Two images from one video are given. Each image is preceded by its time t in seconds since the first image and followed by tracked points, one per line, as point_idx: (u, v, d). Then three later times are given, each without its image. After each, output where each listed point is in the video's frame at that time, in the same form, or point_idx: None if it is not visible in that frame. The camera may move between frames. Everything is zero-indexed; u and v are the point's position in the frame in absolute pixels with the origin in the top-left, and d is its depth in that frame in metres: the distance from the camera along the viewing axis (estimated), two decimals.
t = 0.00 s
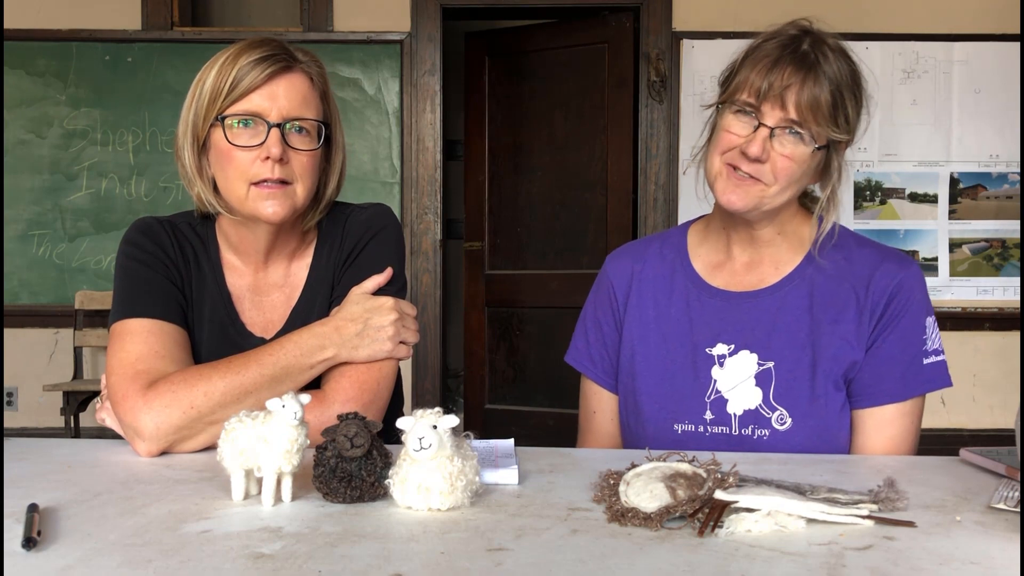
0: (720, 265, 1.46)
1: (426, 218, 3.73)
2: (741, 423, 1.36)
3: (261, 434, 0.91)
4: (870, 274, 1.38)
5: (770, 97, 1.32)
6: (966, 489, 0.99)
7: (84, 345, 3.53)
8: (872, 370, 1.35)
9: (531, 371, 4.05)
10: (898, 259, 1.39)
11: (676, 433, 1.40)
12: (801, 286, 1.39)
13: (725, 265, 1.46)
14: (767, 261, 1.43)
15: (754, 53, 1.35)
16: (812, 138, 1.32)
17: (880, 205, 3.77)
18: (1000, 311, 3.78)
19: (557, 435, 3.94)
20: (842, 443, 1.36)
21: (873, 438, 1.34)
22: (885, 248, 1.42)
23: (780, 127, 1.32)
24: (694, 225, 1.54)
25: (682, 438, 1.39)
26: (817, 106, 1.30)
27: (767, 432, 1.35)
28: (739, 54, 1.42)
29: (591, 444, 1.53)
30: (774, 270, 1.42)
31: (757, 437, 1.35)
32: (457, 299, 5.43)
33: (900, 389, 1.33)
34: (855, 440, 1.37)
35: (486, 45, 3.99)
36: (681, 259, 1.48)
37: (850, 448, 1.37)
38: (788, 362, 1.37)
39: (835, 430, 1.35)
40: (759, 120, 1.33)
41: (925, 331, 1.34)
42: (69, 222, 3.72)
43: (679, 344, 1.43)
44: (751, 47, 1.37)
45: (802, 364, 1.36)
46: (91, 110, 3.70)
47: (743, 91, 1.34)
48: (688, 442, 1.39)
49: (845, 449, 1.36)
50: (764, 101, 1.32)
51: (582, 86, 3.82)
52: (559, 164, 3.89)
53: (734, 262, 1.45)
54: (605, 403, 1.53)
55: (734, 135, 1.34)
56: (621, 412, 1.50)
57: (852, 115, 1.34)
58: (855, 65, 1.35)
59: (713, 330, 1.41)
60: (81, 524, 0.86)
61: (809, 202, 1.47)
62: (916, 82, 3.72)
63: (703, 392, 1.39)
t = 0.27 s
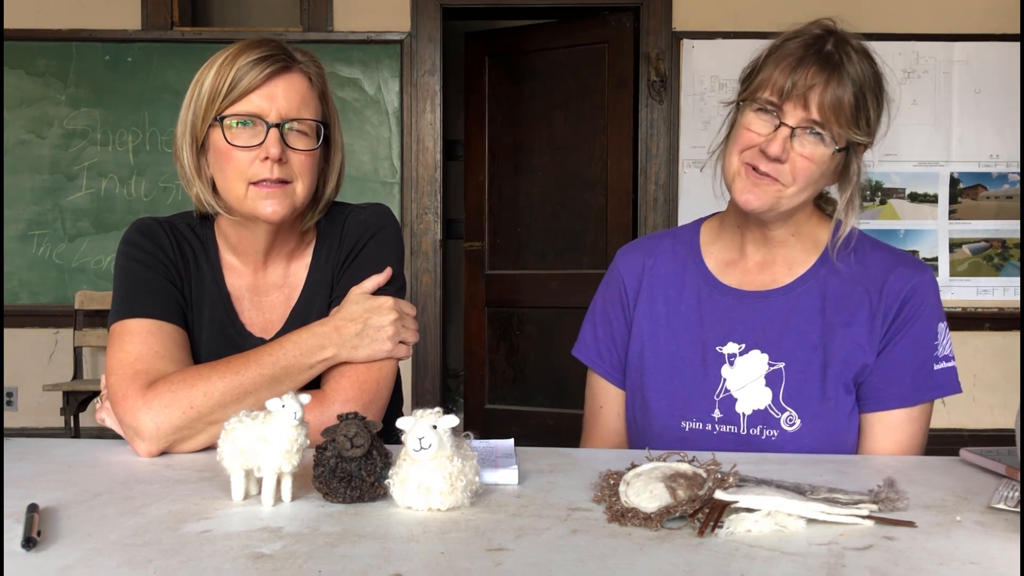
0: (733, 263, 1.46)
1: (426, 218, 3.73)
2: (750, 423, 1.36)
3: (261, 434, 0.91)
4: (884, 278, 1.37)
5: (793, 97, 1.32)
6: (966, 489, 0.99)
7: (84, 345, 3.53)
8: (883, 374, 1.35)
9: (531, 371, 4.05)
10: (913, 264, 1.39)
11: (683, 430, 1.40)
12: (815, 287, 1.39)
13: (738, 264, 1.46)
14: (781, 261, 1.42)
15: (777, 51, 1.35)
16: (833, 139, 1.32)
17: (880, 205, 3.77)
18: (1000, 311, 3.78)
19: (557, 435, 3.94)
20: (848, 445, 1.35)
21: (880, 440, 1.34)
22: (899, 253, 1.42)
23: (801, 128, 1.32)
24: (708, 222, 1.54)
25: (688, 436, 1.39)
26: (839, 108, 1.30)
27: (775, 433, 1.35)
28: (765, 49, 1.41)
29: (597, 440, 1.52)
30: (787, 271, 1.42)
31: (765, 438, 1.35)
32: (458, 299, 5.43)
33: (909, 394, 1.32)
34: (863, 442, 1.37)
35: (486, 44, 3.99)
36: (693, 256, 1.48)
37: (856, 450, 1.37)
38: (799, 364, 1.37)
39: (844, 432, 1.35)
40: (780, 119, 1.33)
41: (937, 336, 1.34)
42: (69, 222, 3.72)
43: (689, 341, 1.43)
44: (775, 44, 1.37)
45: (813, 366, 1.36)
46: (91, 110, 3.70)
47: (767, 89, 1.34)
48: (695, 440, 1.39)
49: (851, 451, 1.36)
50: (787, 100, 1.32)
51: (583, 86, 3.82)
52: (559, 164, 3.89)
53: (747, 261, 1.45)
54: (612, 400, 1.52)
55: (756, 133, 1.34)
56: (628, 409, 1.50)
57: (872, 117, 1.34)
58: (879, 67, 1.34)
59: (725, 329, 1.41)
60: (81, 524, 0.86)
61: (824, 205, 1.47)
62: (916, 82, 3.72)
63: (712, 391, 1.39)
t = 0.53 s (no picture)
0: (735, 263, 1.46)
1: (426, 218, 3.73)
2: (751, 423, 1.35)
3: (261, 434, 0.91)
4: (887, 279, 1.37)
5: (796, 99, 1.32)
6: (966, 489, 0.99)
7: (85, 345, 3.53)
8: (884, 375, 1.35)
9: (531, 371, 4.05)
10: (915, 265, 1.39)
11: (683, 430, 1.40)
12: (817, 287, 1.40)
13: (740, 264, 1.46)
14: (782, 260, 1.43)
15: (781, 51, 1.34)
16: (835, 140, 1.32)
17: (880, 205, 3.77)
18: (1000, 311, 3.78)
19: (557, 435, 3.94)
20: (850, 446, 1.35)
21: (882, 441, 1.34)
22: (901, 253, 1.42)
23: (804, 129, 1.32)
24: (711, 221, 1.54)
25: (690, 436, 1.39)
26: (842, 109, 1.30)
27: (776, 433, 1.35)
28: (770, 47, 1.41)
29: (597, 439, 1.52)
30: (789, 271, 1.42)
31: (766, 438, 1.35)
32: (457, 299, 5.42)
33: (911, 395, 1.32)
34: (864, 443, 1.37)
35: (486, 45, 3.99)
36: (696, 256, 1.48)
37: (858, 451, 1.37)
38: (801, 364, 1.37)
39: (845, 433, 1.35)
40: (783, 120, 1.33)
41: (939, 337, 1.34)
42: (69, 222, 3.72)
43: (690, 340, 1.43)
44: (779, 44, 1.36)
45: (814, 367, 1.36)
46: (91, 110, 3.70)
47: (769, 90, 1.34)
48: (696, 440, 1.39)
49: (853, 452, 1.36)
50: (789, 102, 1.32)
51: (583, 86, 3.82)
52: (560, 164, 3.89)
53: (749, 261, 1.45)
54: (613, 400, 1.52)
55: (758, 134, 1.34)
56: (629, 409, 1.50)
57: (875, 118, 1.33)
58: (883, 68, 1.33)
59: (727, 329, 1.41)
60: (81, 524, 0.86)
61: (826, 204, 1.47)
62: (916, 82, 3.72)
63: (714, 391, 1.39)
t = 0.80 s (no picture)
0: (722, 265, 1.46)
1: (426, 218, 3.73)
2: (743, 424, 1.36)
3: (261, 434, 0.91)
4: (873, 275, 1.38)
5: (773, 99, 1.32)
6: (966, 489, 0.99)
7: (85, 345, 3.53)
8: (874, 371, 1.35)
9: (531, 371, 4.05)
10: (901, 260, 1.39)
11: (677, 433, 1.40)
12: (804, 286, 1.39)
13: (727, 265, 1.46)
14: (769, 261, 1.43)
15: (757, 52, 1.34)
16: (815, 139, 1.32)
17: (880, 205, 3.77)
18: (1000, 311, 3.78)
19: (557, 435, 3.94)
20: (843, 444, 1.36)
21: (875, 437, 1.34)
22: (886, 249, 1.42)
23: (783, 129, 1.32)
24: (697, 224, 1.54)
25: (684, 439, 1.39)
26: (820, 108, 1.30)
27: (769, 433, 1.35)
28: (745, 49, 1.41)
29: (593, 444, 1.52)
30: (776, 271, 1.42)
31: (759, 438, 1.35)
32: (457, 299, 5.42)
33: (901, 390, 1.33)
34: (857, 440, 1.37)
35: (487, 45, 3.99)
36: (683, 259, 1.48)
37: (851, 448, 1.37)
38: (791, 363, 1.37)
39: (837, 430, 1.35)
40: (761, 121, 1.33)
41: (927, 331, 1.34)
42: (69, 222, 3.72)
43: (680, 343, 1.43)
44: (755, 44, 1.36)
45: (804, 365, 1.36)
46: (91, 110, 3.70)
47: (745, 92, 1.34)
48: (690, 442, 1.39)
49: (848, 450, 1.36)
50: (767, 103, 1.32)
51: (583, 86, 3.82)
52: (560, 164, 3.89)
53: (736, 262, 1.45)
54: (607, 405, 1.52)
55: (738, 136, 1.34)
56: (622, 413, 1.50)
57: (854, 116, 1.34)
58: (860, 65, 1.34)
59: (716, 331, 1.41)
60: (81, 524, 0.86)
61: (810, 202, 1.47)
62: (916, 82, 3.72)
63: (705, 393, 1.39)
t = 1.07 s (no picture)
0: (707, 267, 1.47)
1: (426, 218, 3.73)
2: (735, 425, 1.36)
3: (261, 434, 0.91)
4: (856, 271, 1.38)
5: (750, 101, 1.32)
6: (966, 489, 0.99)
7: (85, 345, 3.53)
8: (862, 366, 1.35)
9: (531, 371, 4.05)
10: (883, 254, 1.39)
11: (670, 437, 1.39)
12: (789, 285, 1.40)
13: (712, 267, 1.46)
14: (754, 261, 1.43)
15: (732, 55, 1.35)
16: (794, 139, 1.33)
17: (879, 205, 3.77)
18: (1000, 311, 3.78)
19: (557, 435, 3.94)
20: (836, 442, 1.35)
21: (867, 434, 1.34)
22: (869, 244, 1.42)
23: (762, 130, 1.32)
24: (681, 228, 1.55)
25: (677, 442, 1.38)
26: (795, 108, 1.31)
27: (761, 433, 1.35)
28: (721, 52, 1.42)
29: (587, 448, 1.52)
30: (761, 270, 1.42)
31: (751, 438, 1.35)
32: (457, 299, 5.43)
33: (889, 383, 1.32)
34: (849, 437, 1.36)
35: (487, 45, 3.99)
36: (668, 263, 1.48)
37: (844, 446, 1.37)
38: (778, 361, 1.37)
39: (828, 428, 1.34)
40: (740, 123, 1.33)
41: (913, 324, 1.34)
42: (69, 222, 3.72)
43: (669, 346, 1.43)
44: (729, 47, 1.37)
45: (792, 364, 1.36)
46: (91, 110, 3.70)
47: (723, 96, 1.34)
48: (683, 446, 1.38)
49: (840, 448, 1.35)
50: (744, 105, 1.33)
51: (583, 87, 3.82)
52: (560, 164, 3.89)
53: (721, 263, 1.46)
54: (598, 409, 1.52)
55: (718, 141, 1.35)
56: (615, 418, 1.49)
57: (832, 113, 1.34)
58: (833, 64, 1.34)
59: (704, 332, 1.41)
60: (81, 524, 0.86)
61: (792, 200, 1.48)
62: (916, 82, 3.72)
63: (695, 396, 1.38)
